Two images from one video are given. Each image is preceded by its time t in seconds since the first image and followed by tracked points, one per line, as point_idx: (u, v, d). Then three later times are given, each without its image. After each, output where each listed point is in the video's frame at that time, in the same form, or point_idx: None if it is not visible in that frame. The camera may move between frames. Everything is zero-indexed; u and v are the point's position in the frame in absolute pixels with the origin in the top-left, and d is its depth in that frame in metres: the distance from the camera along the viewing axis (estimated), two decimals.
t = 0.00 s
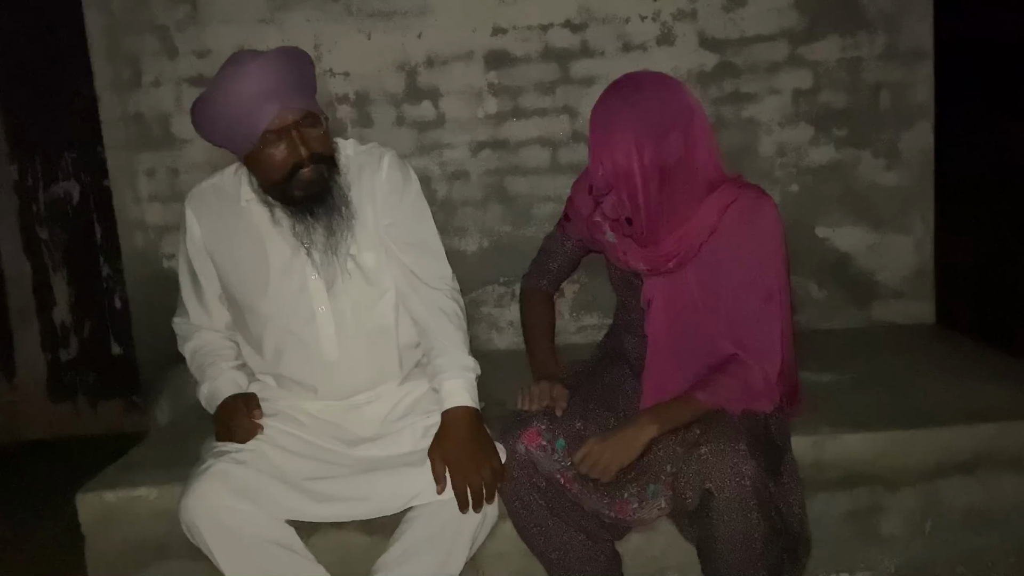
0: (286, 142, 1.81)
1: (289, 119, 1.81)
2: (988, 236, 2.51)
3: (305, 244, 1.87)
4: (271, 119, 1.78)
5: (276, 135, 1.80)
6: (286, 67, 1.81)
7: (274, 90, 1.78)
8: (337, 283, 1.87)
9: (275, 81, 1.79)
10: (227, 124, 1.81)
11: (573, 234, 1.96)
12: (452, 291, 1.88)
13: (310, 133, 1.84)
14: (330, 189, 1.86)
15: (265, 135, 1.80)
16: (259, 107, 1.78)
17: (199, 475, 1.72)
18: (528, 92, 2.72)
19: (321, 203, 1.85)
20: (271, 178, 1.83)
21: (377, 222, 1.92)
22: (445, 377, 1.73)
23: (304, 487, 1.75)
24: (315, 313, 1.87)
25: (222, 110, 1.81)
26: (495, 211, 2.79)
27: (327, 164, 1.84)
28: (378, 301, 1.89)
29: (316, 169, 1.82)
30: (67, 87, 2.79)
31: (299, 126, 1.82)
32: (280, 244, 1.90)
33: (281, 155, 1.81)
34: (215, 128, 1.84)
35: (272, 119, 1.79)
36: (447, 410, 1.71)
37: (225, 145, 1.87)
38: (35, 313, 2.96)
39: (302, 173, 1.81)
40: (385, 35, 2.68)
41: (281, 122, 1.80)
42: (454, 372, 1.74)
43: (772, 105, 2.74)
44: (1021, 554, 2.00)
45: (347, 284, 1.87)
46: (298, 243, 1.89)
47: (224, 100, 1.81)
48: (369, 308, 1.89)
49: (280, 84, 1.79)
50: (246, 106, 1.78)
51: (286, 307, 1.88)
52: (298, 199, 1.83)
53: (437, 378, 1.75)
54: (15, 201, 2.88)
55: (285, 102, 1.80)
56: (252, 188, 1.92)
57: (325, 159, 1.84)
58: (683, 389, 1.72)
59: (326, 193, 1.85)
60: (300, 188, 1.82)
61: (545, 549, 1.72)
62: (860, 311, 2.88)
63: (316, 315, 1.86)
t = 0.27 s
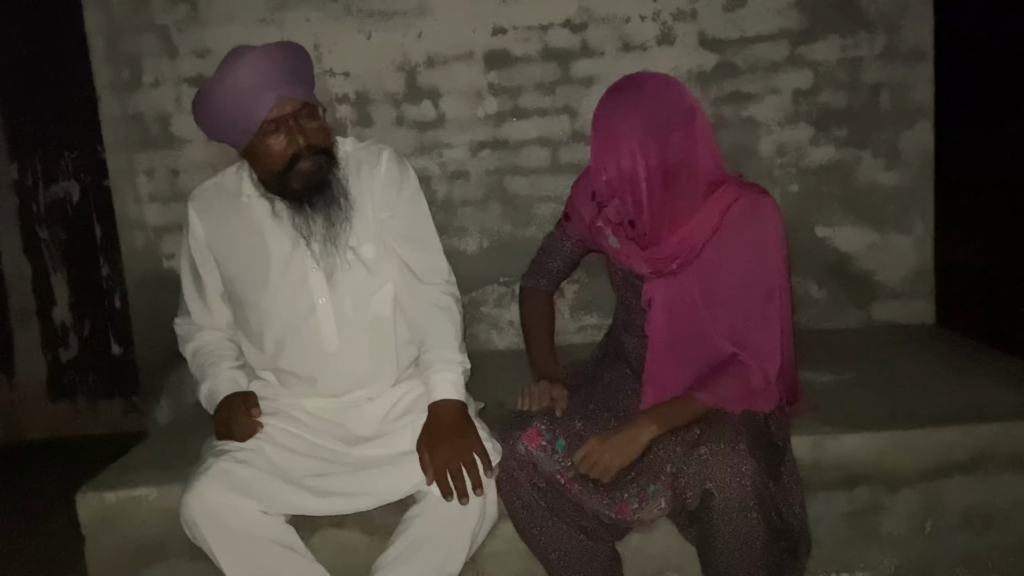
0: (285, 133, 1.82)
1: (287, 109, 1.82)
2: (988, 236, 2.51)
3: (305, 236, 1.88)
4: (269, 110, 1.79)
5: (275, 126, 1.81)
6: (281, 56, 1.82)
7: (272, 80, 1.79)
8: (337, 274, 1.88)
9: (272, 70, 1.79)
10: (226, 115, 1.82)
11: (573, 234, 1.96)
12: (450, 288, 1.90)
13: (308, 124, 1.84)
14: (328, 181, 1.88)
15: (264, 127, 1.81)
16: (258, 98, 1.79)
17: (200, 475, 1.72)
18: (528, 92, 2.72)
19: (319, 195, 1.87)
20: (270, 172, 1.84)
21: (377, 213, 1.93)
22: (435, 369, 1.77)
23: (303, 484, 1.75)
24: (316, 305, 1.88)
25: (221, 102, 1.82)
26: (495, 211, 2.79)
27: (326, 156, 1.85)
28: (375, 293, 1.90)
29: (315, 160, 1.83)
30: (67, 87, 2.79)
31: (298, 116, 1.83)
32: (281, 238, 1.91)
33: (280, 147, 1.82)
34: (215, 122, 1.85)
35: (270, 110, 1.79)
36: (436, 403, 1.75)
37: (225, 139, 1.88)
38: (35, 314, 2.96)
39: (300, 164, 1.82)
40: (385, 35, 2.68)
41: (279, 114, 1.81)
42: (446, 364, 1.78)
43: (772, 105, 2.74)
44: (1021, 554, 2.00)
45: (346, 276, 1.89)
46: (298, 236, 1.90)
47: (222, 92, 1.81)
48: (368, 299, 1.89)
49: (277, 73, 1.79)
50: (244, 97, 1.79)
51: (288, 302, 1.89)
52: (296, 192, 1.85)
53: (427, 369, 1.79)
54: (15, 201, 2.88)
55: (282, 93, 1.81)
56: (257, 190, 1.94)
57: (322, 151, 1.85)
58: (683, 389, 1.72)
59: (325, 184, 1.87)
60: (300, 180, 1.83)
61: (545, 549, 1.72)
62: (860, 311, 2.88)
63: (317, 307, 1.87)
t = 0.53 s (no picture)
0: (289, 126, 1.83)
1: (291, 102, 1.83)
2: (988, 235, 2.51)
3: (309, 230, 1.88)
4: (272, 102, 1.80)
5: (279, 118, 1.83)
6: (284, 49, 1.84)
7: (275, 72, 1.80)
8: (339, 266, 1.88)
9: (276, 63, 1.81)
10: (231, 110, 1.83)
11: (574, 235, 1.95)
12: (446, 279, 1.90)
13: (312, 118, 1.86)
14: (331, 176, 1.88)
15: (268, 119, 1.82)
16: (261, 90, 1.80)
17: (201, 473, 1.73)
18: (528, 92, 2.72)
19: (324, 189, 1.87)
20: (275, 166, 1.85)
21: (376, 209, 1.94)
22: (427, 362, 1.79)
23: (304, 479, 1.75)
24: (317, 299, 1.88)
25: (225, 97, 1.83)
26: (495, 211, 2.79)
27: (329, 150, 1.86)
28: (377, 286, 1.90)
29: (318, 153, 1.84)
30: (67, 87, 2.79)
31: (301, 108, 1.85)
32: (283, 232, 1.91)
33: (283, 140, 1.83)
34: (221, 119, 1.87)
35: (274, 102, 1.81)
36: (424, 396, 1.76)
37: (229, 135, 1.89)
38: (35, 314, 2.96)
39: (304, 157, 1.83)
40: (385, 35, 2.68)
41: (283, 106, 1.82)
42: (439, 353, 1.80)
43: (772, 105, 2.74)
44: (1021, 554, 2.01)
45: (348, 268, 1.89)
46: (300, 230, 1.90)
47: (226, 87, 1.83)
48: (368, 294, 1.90)
49: (280, 64, 1.81)
50: (247, 90, 1.81)
51: (289, 300, 1.89)
52: (301, 186, 1.85)
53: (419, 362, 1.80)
54: (16, 201, 2.88)
55: (286, 87, 1.82)
56: (259, 187, 1.93)
57: (325, 144, 1.86)
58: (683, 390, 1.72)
59: (329, 178, 1.87)
60: (302, 173, 1.83)
61: (546, 550, 1.72)
62: (860, 311, 2.89)
63: (319, 301, 1.88)
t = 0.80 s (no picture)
0: (296, 120, 1.84)
1: (299, 97, 1.85)
2: (988, 235, 2.51)
3: (313, 222, 1.89)
4: (281, 96, 1.82)
5: (286, 112, 1.83)
6: (289, 45, 1.85)
7: (282, 67, 1.82)
8: (344, 258, 1.88)
9: (282, 58, 1.82)
10: (238, 105, 1.84)
11: (575, 236, 1.95)
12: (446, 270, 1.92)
13: (319, 113, 1.87)
14: (336, 172, 1.90)
15: (276, 113, 1.83)
16: (269, 84, 1.81)
17: (202, 472, 1.72)
18: (528, 92, 2.72)
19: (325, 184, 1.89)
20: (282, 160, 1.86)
21: (382, 206, 1.96)
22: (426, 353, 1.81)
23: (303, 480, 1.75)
24: (321, 293, 1.88)
25: (232, 93, 1.85)
26: (495, 211, 2.79)
27: (335, 145, 1.88)
28: (381, 279, 1.90)
29: (324, 147, 1.85)
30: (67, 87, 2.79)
31: (308, 102, 1.85)
32: (288, 228, 1.91)
33: (290, 133, 1.84)
34: (229, 116, 1.88)
35: (282, 96, 1.82)
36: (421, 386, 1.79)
37: (236, 129, 1.90)
38: (35, 314, 2.96)
39: (311, 149, 1.84)
40: (385, 35, 2.68)
41: (291, 100, 1.83)
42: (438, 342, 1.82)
43: (772, 105, 2.74)
44: (1021, 554, 2.01)
45: (354, 259, 1.89)
46: (304, 225, 1.91)
47: (233, 83, 1.84)
48: (371, 288, 1.90)
49: (286, 59, 1.82)
50: (254, 85, 1.82)
51: (292, 298, 1.90)
52: (309, 177, 1.86)
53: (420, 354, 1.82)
54: (16, 201, 2.88)
55: (294, 81, 1.84)
56: (265, 184, 1.94)
57: (331, 138, 1.88)
58: (683, 391, 1.72)
59: (334, 172, 1.89)
60: (308, 167, 1.85)
61: (547, 551, 1.72)
62: (859, 311, 2.89)
63: (322, 294, 1.88)
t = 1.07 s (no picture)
0: (304, 116, 1.88)
1: (307, 94, 1.88)
2: (988, 235, 2.51)
3: (318, 219, 1.92)
4: (290, 92, 1.85)
5: (294, 108, 1.87)
6: (299, 43, 1.89)
7: (291, 63, 1.85)
8: (347, 254, 1.92)
9: (292, 55, 1.86)
10: (248, 100, 1.88)
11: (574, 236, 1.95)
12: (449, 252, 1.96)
13: (326, 111, 1.91)
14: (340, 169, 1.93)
15: (284, 109, 1.86)
16: (278, 80, 1.85)
17: (204, 471, 1.73)
18: (528, 92, 2.72)
19: (326, 182, 1.91)
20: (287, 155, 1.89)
21: (386, 201, 1.98)
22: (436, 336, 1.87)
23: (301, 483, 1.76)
24: (323, 288, 1.92)
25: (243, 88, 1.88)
26: (495, 211, 2.79)
27: (340, 143, 1.91)
28: (383, 275, 1.94)
29: (330, 144, 1.88)
30: (67, 87, 2.78)
31: (315, 99, 1.89)
32: (292, 224, 1.95)
33: (297, 130, 1.88)
34: (238, 111, 1.92)
35: (292, 92, 1.86)
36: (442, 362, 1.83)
37: (244, 125, 1.93)
38: (35, 314, 2.96)
39: (316, 145, 1.88)
40: (385, 35, 2.68)
41: (300, 97, 1.87)
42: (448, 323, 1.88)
43: (772, 105, 2.74)
44: (1022, 554, 2.00)
45: (357, 255, 1.93)
46: (308, 222, 1.94)
47: (243, 78, 1.88)
48: (373, 284, 1.94)
49: (296, 56, 1.85)
50: (264, 81, 1.85)
51: (295, 294, 1.93)
52: (312, 175, 1.89)
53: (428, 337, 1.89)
54: (16, 201, 2.88)
55: (303, 79, 1.87)
56: (270, 179, 1.98)
57: (338, 136, 1.91)
58: (683, 391, 1.72)
59: (338, 170, 1.92)
60: (314, 163, 1.88)
61: (547, 551, 1.72)
62: (859, 311, 2.89)
63: (324, 289, 1.92)
